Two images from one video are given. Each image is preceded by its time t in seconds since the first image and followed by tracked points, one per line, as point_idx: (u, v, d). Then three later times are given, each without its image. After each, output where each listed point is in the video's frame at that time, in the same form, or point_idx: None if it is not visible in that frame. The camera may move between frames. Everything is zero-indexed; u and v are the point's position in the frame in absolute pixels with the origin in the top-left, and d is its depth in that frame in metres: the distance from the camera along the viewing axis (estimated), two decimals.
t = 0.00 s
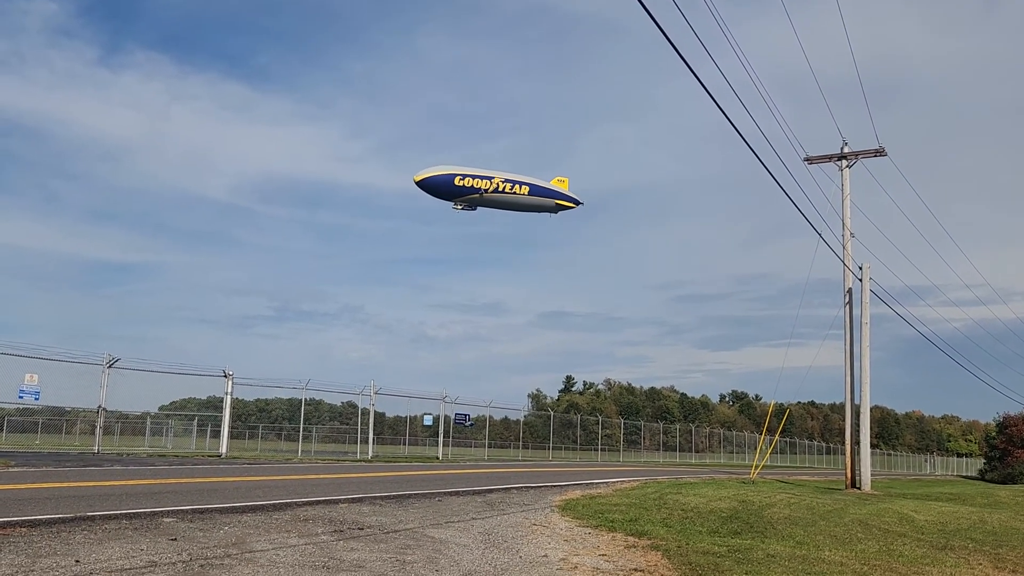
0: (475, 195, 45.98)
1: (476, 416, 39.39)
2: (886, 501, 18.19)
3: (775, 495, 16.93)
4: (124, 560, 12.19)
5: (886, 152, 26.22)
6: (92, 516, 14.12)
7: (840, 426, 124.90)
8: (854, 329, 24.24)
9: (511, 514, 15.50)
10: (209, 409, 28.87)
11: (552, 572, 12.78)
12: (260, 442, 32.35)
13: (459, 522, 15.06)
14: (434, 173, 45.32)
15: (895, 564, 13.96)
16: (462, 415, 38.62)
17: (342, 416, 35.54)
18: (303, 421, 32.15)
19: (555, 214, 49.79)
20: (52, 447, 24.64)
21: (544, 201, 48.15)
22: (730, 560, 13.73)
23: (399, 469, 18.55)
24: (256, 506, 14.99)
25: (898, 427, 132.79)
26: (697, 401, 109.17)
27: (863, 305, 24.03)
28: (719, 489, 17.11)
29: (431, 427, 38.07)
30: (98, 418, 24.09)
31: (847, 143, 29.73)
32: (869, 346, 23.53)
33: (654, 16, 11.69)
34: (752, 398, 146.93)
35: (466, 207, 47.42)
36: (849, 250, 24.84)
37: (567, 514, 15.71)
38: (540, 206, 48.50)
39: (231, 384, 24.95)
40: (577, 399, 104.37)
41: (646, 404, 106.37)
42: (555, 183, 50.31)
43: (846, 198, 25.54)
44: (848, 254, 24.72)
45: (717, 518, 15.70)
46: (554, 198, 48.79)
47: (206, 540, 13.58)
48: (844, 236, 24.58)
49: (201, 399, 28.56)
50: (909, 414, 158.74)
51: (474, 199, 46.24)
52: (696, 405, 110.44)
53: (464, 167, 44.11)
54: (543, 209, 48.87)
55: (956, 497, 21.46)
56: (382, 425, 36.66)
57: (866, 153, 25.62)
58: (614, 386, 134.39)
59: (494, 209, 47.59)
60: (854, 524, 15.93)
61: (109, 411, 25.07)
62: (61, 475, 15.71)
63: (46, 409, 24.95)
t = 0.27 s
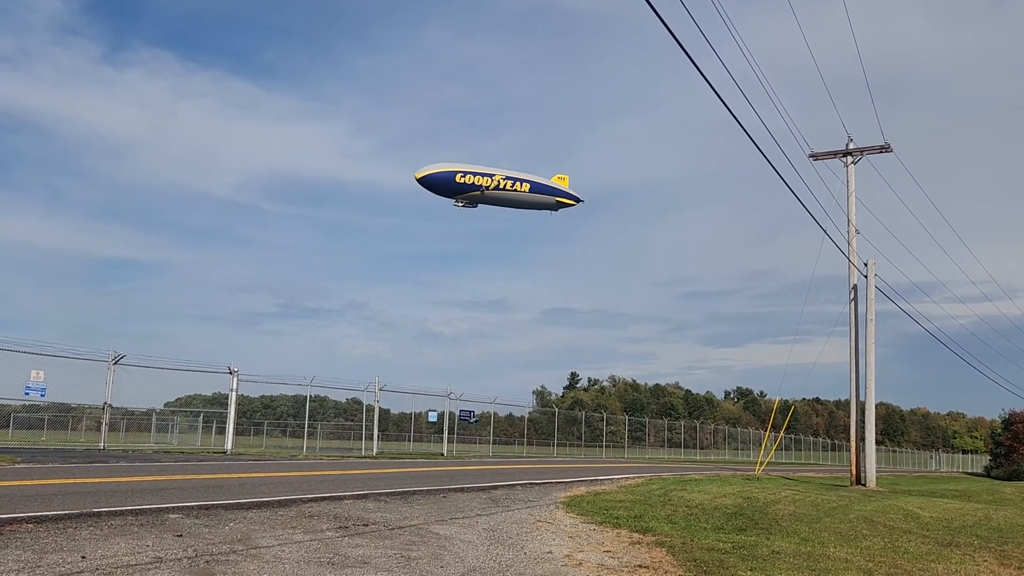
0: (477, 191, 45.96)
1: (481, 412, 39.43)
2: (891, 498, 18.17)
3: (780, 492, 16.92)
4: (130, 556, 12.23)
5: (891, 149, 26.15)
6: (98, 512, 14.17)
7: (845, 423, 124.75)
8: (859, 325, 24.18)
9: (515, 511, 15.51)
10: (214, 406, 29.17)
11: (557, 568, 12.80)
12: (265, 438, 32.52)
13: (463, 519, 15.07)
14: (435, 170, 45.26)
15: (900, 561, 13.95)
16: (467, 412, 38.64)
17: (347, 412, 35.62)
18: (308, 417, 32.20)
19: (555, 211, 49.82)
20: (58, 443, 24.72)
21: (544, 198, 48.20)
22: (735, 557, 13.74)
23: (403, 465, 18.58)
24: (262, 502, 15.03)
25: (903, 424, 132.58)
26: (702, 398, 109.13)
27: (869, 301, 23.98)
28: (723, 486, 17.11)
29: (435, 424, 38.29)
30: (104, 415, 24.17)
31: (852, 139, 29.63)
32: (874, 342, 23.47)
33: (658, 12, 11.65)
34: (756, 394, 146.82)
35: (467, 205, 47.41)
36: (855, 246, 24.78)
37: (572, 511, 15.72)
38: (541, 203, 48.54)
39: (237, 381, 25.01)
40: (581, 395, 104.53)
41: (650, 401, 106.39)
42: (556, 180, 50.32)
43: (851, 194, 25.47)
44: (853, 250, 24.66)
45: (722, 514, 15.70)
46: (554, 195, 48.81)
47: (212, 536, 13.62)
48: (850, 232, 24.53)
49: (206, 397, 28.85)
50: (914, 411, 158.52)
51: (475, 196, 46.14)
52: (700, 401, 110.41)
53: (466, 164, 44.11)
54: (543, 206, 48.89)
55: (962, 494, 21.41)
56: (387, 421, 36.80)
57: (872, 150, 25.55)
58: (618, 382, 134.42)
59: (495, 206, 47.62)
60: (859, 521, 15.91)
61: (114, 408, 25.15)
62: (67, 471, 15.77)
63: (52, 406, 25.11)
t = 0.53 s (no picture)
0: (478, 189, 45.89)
1: (485, 409, 39.45)
2: (896, 495, 18.14)
3: (785, 489, 16.91)
4: (135, 552, 12.27)
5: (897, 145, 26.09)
6: (103, 509, 14.21)
7: (850, 420, 124.57)
8: (864, 322, 24.14)
9: (520, 507, 15.52)
10: (219, 403, 29.27)
11: (561, 565, 12.81)
12: (270, 435, 32.25)
13: (468, 515, 15.09)
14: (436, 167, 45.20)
15: (905, 558, 13.94)
16: (471, 408, 38.67)
17: (351, 409, 35.67)
18: (312, 414, 32.21)
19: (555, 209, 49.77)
20: (64, 439, 24.74)
21: (544, 195, 48.16)
22: (740, 553, 13.74)
23: (408, 462, 18.58)
24: (267, 499, 15.06)
25: (908, 421, 132.34)
26: (706, 395, 109.05)
27: (874, 298, 23.94)
28: (728, 483, 17.10)
29: (439, 420, 38.34)
30: (109, 412, 24.15)
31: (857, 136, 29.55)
32: (879, 340, 23.44)
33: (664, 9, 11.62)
34: (761, 391, 146.65)
35: (468, 202, 47.33)
36: (860, 243, 24.74)
37: (576, 507, 15.73)
38: (541, 201, 48.47)
39: (241, 378, 25.03)
40: (586, 392, 104.58)
41: (655, 398, 106.35)
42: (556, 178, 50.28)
43: (856, 191, 25.42)
44: (858, 247, 24.62)
45: (727, 511, 15.70)
46: (554, 193, 48.75)
47: (217, 533, 13.65)
48: (855, 229, 24.47)
49: (211, 394, 28.99)
50: (919, 408, 158.27)
51: (476, 194, 46.05)
52: (704, 398, 110.33)
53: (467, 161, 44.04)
54: (543, 204, 48.82)
55: (967, 491, 21.38)
56: (391, 418, 36.80)
57: (876, 146, 25.49)
58: (623, 379, 134.39)
59: (496, 204, 47.58)
60: (864, 518, 15.90)
61: (120, 405, 25.10)
62: (73, 468, 15.81)
63: (57, 403, 25.13)
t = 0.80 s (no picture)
0: (479, 186, 45.79)
1: (490, 406, 39.48)
2: (900, 492, 18.11)
3: (789, 486, 16.89)
4: (141, 549, 12.30)
5: (902, 142, 26.03)
6: (109, 506, 14.24)
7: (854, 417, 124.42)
8: (869, 319, 24.09)
9: (524, 504, 15.53)
10: (224, 400, 29.11)
11: (566, 562, 12.81)
12: (275, 432, 32.37)
13: (472, 512, 15.10)
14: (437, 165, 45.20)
15: (910, 555, 13.92)
16: (476, 405, 38.71)
17: (356, 407, 35.73)
18: (317, 411, 32.24)
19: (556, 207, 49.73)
20: (69, 437, 24.80)
21: (545, 193, 48.02)
22: (744, 551, 13.73)
23: (413, 459, 18.59)
24: (272, 496, 15.08)
25: (913, 418, 132.19)
26: (710, 392, 108.99)
27: (879, 296, 23.89)
28: (732, 480, 17.09)
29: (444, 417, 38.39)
30: (115, 408, 24.19)
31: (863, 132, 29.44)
32: (884, 337, 23.39)
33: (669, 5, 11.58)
34: (765, 389, 146.59)
35: (469, 201, 47.47)
36: (865, 240, 24.69)
37: (581, 504, 15.73)
38: (541, 199, 48.39)
39: (246, 375, 25.04)
40: (590, 389, 104.67)
41: (659, 395, 106.32)
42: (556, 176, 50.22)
43: (862, 187, 25.38)
44: (863, 244, 24.56)
45: (732, 509, 15.68)
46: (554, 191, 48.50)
47: (222, 530, 13.67)
48: (859, 226, 24.42)
49: (217, 390, 28.81)
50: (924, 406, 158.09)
51: (477, 191, 46.03)
52: (709, 396, 110.26)
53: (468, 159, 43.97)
54: (543, 202, 48.72)
55: (972, 488, 21.34)
56: (396, 415, 36.83)
57: (882, 143, 25.43)
58: (627, 377, 134.36)
59: (496, 202, 47.70)
60: (868, 515, 15.88)
61: (126, 402, 25.29)
62: (79, 465, 15.84)
63: (63, 399, 25.07)
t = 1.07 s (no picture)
0: (479, 184, 45.73)
1: (494, 403, 39.49)
2: (905, 489, 18.09)
3: (794, 484, 16.87)
4: (146, 546, 12.33)
5: (906, 138, 25.96)
6: (114, 502, 14.29)
7: (859, 415, 124.25)
8: (874, 316, 24.06)
9: (529, 501, 15.54)
10: (229, 397, 28.85)
11: (570, 559, 12.82)
12: (280, 429, 32.46)
13: (477, 510, 15.11)
14: (437, 162, 45.13)
15: (915, 553, 13.90)
16: (480, 403, 38.71)
17: (360, 404, 35.74)
18: (321, 408, 32.30)
19: (556, 204, 49.69)
20: (75, 434, 24.88)
21: (545, 190, 48.00)
22: (749, 548, 13.73)
23: (416, 456, 18.61)
24: (276, 493, 15.11)
25: (918, 416, 131.97)
26: (715, 389, 108.93)
27: (883, 293, 23.85)
28: (736, 477, 17.08)
29: (448, 415, 38.42)
30: (120, 406, 24.24)
31: (868, 129, 29.35)
32: (888, 334, 23.35)
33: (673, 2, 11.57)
34: (769, 386, 146.42)
35: (469, 197, 47.36)
36: (870, 237, 24.64)
37: (585, 502, 15.74)
38: (541, 196, 48.36)
39: (251, 372, 25.07)
40: (594, 386, 104.78)
41: (663, 392, 106.31)
42: (557, 174, 50.16)
43: (866, 184, 25.33)
44: (868, 241, 24.52)
45: (736, 506, 15.68)
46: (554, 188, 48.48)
47: (227, 527, 13.71)
48: (864, 223, 24.37)
49: (221, 387, 28.43)
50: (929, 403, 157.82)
51: (478, 188, 45.96)
52: (713, 393, 110.20)
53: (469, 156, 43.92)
54: (542, 199, 48.70)
55: (977, 486, 21.30)
56: (400, 412, 36.83)
57: (886, 139, 25.37)
58: (631, 374, 134.34)
59: (496, 199, 47.60)
60: (873, 512, 15.86)
61: (131, 399, 25.29)
62: (84, 461, 15.89)
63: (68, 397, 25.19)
